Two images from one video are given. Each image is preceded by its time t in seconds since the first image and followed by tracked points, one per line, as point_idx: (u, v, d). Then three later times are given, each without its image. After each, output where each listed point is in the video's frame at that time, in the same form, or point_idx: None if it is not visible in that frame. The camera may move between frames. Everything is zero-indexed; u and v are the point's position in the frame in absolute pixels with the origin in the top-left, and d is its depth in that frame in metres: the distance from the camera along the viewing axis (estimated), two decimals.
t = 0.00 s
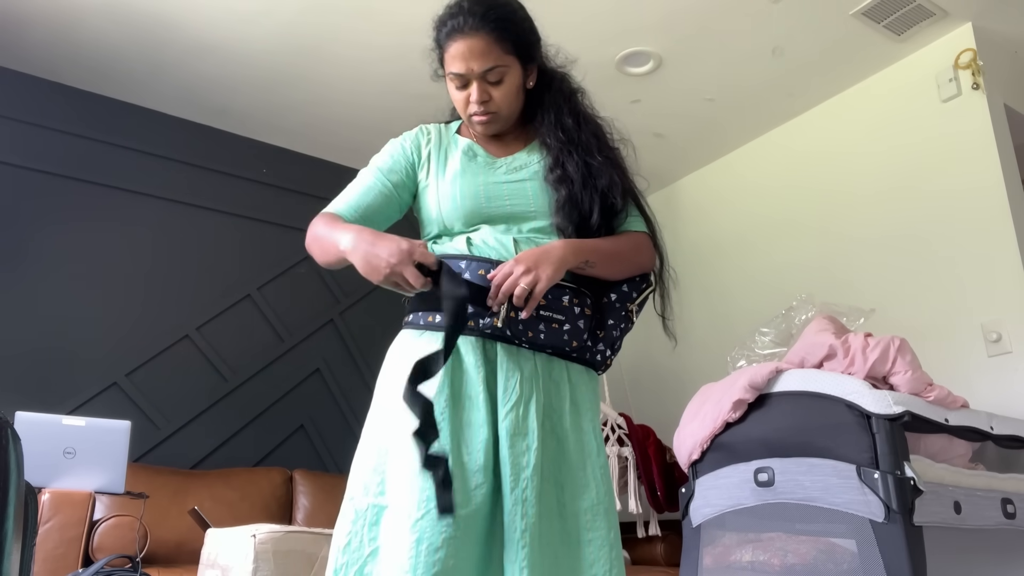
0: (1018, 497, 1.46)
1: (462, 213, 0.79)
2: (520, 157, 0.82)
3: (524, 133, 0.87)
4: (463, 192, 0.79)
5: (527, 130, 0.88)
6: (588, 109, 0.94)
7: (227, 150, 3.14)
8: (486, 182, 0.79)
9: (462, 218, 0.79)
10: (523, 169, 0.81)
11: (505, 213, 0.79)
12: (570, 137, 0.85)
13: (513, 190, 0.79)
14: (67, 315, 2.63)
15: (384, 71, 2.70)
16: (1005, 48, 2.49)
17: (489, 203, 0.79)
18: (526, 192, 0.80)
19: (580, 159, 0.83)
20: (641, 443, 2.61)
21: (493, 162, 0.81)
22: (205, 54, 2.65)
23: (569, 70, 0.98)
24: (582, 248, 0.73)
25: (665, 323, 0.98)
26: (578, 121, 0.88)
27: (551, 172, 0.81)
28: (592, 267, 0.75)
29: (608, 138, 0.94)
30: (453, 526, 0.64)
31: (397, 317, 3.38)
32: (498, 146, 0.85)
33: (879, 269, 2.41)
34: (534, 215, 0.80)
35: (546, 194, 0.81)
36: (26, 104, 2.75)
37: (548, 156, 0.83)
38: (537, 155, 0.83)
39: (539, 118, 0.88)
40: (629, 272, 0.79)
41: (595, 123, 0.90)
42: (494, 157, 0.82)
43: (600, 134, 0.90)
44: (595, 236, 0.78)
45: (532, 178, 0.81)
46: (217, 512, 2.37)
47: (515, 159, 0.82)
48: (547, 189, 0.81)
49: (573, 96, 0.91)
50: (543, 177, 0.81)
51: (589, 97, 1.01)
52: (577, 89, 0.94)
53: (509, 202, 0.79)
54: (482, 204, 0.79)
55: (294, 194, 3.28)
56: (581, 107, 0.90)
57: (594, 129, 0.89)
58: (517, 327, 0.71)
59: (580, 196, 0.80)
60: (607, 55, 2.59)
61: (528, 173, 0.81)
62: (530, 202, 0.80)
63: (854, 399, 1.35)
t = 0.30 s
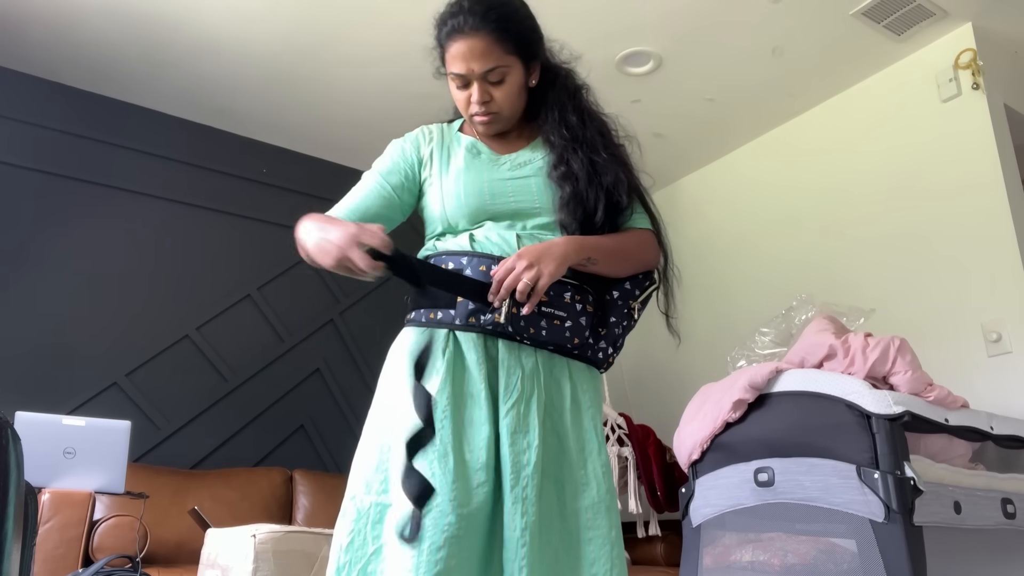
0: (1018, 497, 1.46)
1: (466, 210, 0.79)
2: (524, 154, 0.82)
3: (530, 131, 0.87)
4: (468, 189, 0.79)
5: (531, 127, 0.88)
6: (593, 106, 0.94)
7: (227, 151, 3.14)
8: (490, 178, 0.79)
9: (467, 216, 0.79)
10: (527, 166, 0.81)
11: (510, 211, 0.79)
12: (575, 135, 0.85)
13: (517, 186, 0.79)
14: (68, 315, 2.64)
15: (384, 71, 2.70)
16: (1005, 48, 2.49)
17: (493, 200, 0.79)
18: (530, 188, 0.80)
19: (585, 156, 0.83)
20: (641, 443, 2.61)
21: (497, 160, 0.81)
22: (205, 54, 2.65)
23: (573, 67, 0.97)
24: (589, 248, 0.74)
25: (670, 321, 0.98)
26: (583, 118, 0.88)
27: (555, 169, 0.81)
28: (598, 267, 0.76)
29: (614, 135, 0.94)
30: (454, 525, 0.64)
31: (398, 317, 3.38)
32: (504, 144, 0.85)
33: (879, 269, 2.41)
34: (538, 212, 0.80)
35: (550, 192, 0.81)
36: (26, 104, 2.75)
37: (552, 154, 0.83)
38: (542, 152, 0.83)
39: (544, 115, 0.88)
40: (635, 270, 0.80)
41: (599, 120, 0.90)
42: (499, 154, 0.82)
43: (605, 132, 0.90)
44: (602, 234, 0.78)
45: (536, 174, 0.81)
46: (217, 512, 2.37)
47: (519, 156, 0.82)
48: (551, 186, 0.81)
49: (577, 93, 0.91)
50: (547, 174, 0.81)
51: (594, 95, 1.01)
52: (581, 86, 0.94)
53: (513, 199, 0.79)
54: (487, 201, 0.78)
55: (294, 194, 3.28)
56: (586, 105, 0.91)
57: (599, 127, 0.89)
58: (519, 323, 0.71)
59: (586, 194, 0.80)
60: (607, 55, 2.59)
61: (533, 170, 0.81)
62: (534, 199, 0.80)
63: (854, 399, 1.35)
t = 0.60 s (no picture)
0: (1018, 497, 1.46)
1: (466, 208, 0.79)
2: (527, 153, 0.83)
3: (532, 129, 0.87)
4: (467, 188, 0.79)
5: (533, 125, 0.89)
6: (596, 104, 0.93)
7: (227, 150, 3.14)
8: (491, 176, 0.79)
9: (468, 214, 0.80)
10: (529, 164, 0.81)
11: (512, 207, 0.79)
12: (573, 135, 0.85)
13: (518, 184, 0.79)
14: (68, 314, 2.64)
15: (384, 71, 2.70)
16: (1005, 48, 2.49)
17: (494, 197, 0.79)
18: (530, 184, 0.80)
19: (584, 155, 0.82)
20: (641, 443, 2.61)
21: (500, 158, 0.81)
22: (205, 54, 2.65)
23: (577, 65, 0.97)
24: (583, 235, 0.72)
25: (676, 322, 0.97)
26: (581, 117, 0.87)
27: (555, 169, 0.81)
28: (593, 254, 0.73)
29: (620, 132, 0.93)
30: (462, 524, 0.63)
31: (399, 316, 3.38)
32: (506, 143, 0.85)
33: (878, 269, 2.42)
34: (538, 210, 0.80)
35: (550, 190, 0.80)
36: (27, 104, 2.75)
37: (554, 152, 0.82)
38: (544, 150, 0.83)
39: (544, 111, 0.88)
40: (634, 259, 0.78)
41: (600, 117, 0.90)
42: (502, 153, 0.82)
43: (606, 130, 0.89)
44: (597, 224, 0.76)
45: (538, 172, 0.81)
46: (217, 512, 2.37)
47: (522, 155, 0.82)
48: (551, 185, 0.80)
49: (577, 92, 0.90)
50: (547, 172, 0.81)
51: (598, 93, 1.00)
52: (584, 84, 0.93)
53: (514, 195, 0.79)
54: (487, 198, 0.79)
55: (294, 194, 3.28)
56: (588, 102, 0.90)
57: (599, 125, 0.88)
58: (527, 323, 0.71)
59: (585, 193, 0.80)
60: (607, 55, 2.59)
61: (534, 167, 0.81)
62: (534, 197, 0.80)
63: (854, 399, 1.35)
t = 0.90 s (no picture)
0: (1018, 497, 1.46)
1: (463, 205, 0.81)
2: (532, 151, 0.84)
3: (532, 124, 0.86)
4: (462, 185, 0.81)
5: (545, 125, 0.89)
6: (599, 102, 0.90)
7: (226, 151, 3.14)
8: (488, 174, 0.81)
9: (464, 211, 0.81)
10: (526, 162, 0.82)
11: (506, 205, 0.80)
12: (557, 131, 0.82)
13: (512, 182, 0.80)
14: (68, 315, 2.64)
15: (384, 70, 2.70)
16: (1005, 48, 2.49)
17: (490, 193, 0.80)
18: (525, 184, 0.80)
19: (561, 153, 0.80)
20: (641, 443, 2.61)
21: (500, 157, 0.82)
22: (206, 54, 2.65)
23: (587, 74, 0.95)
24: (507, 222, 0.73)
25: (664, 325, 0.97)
26: (568, 113, 0.85)
27: (543, 167, 0.80)
28: (516, 241, 0.73)
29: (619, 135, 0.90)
30: (458, 518, 0.63)
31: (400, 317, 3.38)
32: (514, 141, 0.86)
33: (878, 269, 2.42)
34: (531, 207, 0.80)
35: (537, 187, 0.81)
36: (27, 105, 2.75)
37: (545, 149, 0.82)
38: (540, 149, 0.83)
39: (535, 109, 0.86)
40: (576, 244, 0.75)
41: (592, 112, 0.86)
42: (504, 153, 0.83)
43: (596, 124, 0.85)
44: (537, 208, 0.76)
45: (532, 170, 0.81)
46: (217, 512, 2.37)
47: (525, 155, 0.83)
48: (539, 182, 0.81)
49: (577, 90, 0.87)
50: (539, 169, 0.81)
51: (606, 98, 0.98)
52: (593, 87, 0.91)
53: (508, 195, 0.80)
54: (481, 198, 0.80)
55: (294, 194, 3.27)
56: (580, 98, 0.87)
57: (588, 120, 0.85)
58: (526, 319, 0.71)
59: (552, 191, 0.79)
60: (607, 55, 2.59)
61: (530, 165, 0.82)
62: (528, 194, 0.80)
63: (854, 399, 1.36)
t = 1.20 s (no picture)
0: (1018, 497, 1.46)
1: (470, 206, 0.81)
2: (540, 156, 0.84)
3: (545, 130, 0.87)
4: (470, 185, 0.82)
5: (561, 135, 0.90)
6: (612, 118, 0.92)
7: (226, 151, 3.14)
8: (496, 175, 0.82)
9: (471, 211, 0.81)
10: (534, 165, 0.83)
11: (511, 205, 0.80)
12: (573, 138, 0.84)
13: (519, 184, 0.81)
14: (68, 315, 2.64)
15: (384, 70, 2.70)
16: (1005, 48, 2.49)
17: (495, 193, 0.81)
18: (532, 186, 0.81)
19: (575, 158, 0.82)
20: (641, 443, 2.61)
21: (508, 160, 0.83)
22: (206, 55, 2.65)
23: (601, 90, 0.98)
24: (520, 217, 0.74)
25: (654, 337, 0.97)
26: (584, 123, 0.86)
27: (552, 170, 0.81)
28: (522, 237, 0.74)
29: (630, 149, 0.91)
30: (459, 510, 0.63)
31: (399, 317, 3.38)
32: (527, 146, 0.86)
33: (878, 269, 2.42)
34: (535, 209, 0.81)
35: (543, 190, 0.81)
36: (27, 105, 2.75)
37: (555, 154, 0.83)
38: (550, 155, 0.84)
39: (550, 117, 0.87)
40: (580, 246, 0.76)
41: (606, 125, 0.88)
42: (510, 157, 0.84)
43: (610, 137, 0.87)
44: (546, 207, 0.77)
45: (539, 173, 0.82)
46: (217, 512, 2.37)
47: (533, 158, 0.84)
48: (545, 185, 0.81)
49: (594, 103, 0.89)
50: (547, 172, 0.82)
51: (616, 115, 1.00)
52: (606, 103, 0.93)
53: (514, 195, 0.81)
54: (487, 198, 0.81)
55: (293, 194, 3.27)
56: (597, 108, 0.89)
57: (604, 132, 0.86)
58: (527, 316, 0.72)
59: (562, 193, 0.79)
60: (607, 55, 2.59)
61: (538, 169, 0.83)
62: (533, 196, 0.81)
63: (854, 399, 1.36)
